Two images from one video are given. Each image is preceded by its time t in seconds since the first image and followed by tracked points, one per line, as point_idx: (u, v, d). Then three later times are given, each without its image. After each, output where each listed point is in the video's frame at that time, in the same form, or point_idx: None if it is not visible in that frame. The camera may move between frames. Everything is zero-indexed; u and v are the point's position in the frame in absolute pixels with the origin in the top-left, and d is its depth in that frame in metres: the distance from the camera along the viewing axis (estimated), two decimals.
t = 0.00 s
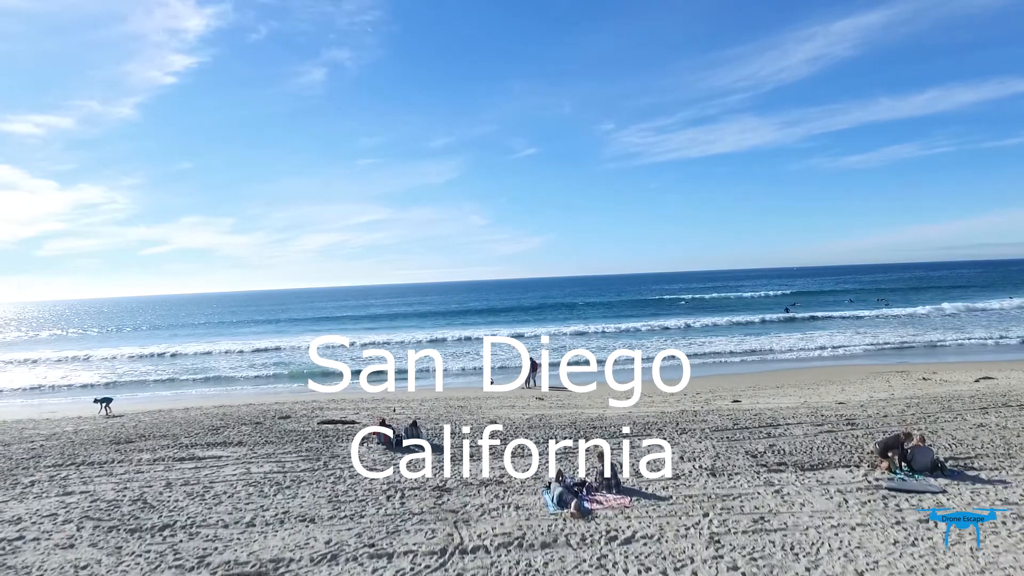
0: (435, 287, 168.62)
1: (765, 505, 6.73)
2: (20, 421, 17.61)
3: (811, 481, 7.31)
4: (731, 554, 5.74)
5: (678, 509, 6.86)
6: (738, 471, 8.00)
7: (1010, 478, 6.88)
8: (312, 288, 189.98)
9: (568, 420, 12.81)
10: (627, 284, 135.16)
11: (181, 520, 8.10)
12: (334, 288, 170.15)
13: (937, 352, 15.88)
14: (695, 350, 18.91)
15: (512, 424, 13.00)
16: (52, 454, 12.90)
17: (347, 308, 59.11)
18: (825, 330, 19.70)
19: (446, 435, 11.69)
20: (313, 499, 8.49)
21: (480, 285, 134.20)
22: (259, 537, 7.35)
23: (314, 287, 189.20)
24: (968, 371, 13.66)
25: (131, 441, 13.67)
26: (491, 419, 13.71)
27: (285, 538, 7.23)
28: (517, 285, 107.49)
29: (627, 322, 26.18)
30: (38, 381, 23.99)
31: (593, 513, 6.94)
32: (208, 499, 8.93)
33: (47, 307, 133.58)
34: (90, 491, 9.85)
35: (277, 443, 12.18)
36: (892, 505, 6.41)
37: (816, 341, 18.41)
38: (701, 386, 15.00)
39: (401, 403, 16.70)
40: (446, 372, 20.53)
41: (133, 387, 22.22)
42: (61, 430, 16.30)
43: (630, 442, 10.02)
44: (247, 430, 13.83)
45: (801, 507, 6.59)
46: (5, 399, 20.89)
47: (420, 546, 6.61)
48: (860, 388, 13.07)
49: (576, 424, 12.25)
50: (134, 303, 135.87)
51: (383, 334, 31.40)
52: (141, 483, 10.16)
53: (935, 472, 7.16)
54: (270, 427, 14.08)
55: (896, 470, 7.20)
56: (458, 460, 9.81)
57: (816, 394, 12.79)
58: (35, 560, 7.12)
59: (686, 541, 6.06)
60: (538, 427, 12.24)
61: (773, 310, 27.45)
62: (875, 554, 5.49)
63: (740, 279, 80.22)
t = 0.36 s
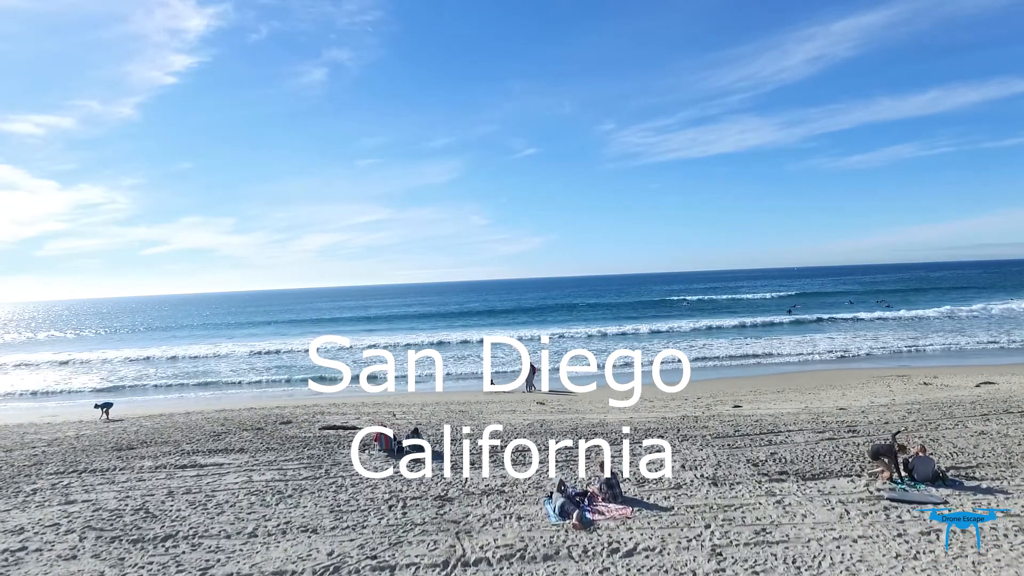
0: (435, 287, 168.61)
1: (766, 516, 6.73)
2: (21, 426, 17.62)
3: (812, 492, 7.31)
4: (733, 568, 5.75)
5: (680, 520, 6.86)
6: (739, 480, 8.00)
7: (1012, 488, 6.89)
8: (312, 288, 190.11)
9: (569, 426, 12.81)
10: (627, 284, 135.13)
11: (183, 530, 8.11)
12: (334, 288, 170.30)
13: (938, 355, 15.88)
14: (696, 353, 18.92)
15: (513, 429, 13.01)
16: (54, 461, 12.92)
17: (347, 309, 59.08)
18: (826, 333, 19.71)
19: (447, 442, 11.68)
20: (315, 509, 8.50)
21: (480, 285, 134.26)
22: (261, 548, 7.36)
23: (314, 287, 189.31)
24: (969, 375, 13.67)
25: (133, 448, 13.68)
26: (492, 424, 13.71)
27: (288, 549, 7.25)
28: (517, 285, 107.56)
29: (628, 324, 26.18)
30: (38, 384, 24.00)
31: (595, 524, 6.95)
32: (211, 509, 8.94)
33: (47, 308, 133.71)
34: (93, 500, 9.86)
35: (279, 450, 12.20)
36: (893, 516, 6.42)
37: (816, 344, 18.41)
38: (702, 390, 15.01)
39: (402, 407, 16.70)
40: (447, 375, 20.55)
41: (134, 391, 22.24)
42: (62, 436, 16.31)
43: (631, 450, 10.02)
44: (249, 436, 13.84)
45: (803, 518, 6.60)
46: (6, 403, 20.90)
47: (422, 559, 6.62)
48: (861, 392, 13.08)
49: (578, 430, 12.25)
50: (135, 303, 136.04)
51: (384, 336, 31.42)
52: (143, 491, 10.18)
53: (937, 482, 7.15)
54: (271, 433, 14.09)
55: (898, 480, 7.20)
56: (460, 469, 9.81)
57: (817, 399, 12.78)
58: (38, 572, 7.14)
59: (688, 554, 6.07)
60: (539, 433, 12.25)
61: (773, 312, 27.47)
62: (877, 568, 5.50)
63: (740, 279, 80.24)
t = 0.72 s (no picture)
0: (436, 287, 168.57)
1: (767, 527, 6.76)
2: (23, 430, 17.66)
3: (812, 501, 7.33)
4: None
5: (681, 530, 6.89)
6: (740, 489, 8.02)
7: (1012, 498, 6.90)
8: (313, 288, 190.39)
9: (570, 431, 12.83)
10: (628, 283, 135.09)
11: (186, 540, 8.14)
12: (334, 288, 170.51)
13: (938, 358, 15.88)
14: (697, 356, 18.93)
15: (514, 435, 13.02)
16: (57, 467, 12.96)
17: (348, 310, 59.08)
18: (827, 336, 19.71)
19: (448, 449, 11.69)
20: (318, 518, 8.53)
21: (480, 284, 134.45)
22: (264, 558, 7.39)
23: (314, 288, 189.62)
24: (969, 379, 13.68)
25: (135, 454, 13.71)
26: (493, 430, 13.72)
27: (290, 559, 7.28)
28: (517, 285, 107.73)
29: (628, 326, 26.18)
30: (40, 388, 24.03)
31: (597, 534, 6.98)
32: (213, 518, 8.97)
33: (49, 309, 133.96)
34: (95, 509, 9.89)
35: (281, 457, 12.22)
36: (893, 527, 6.44)
37: (817, 347, 18.41)
38: (703, 393, 15.02)
39: (403, 412, 16.71)
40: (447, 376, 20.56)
41: (135, 394, 22.26)
42: (64, 441, 16.34)
43: (632, 457, 10.03)
44: (250, 442, 13.87)
45: (803, 528, 6.63)
46: (8, 406, 20.93)
47: (425, 570, 6.65)
48: (861, 397, 13.09)
49: (579, 436, 12.26)
50: (136, 303, 136.29)
51: (384, 337, 31.44)
52: (146, 499, 10.20)
53: (937, 492, 7.16)
54: (273, 439, 14.12)
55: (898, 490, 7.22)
56: (461, 477, 9.82)
57: (818, 404, 12.77)
58: None
59: (688, 565, 6.10)
60: (539, 439, 12.27)
61: (774, 314, 27.48)
62: None
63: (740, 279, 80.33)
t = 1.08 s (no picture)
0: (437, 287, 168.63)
1: (766, 537, 6.79)
2: (25, 435, 17.69)
3: (812, 511, 7.36)
4: None
5: (681, 540, 6.92)
6: (740, 498, 8.05)
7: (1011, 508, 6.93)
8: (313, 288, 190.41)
9: (570, 437, 12.86)
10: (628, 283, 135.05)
11: (189, 549, 8.17)
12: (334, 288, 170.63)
13: (937, 362, 15.90)
14: (697, 359, 18.96)
15: (515, 440, 13.05)
16: (59, 474, 12.99)
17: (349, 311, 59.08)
18: (828, 338, 19.72)
19: (449, 457, 11.71)
20: (319, 528, 8.55)
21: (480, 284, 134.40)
22: (267, 568, 7.42)
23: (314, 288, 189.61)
24: (969, 383, 13.70)
25: (137, 460, 13.74)
26: (493, 435, 13.75)
27: (293, 569, 7.31)
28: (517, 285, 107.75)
29: (629, 328, 26.18)
30: (41, 391, 24.07)
31: (597, 544, 7.00)
32: (216, 526, 9.00)
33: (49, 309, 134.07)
34: (98, 517, 9.92)
35: (282, 463, 12.26)
36: (893, 537, 6.47)
37: (817, 350, 18.43)
38: (703, 397, 15.05)
39: (404, 417, 16.70)
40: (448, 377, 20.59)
41: (136, 397, 22.30)
42: (66, 446, 16.37)
43: (632, 465, 10.05)
44: (252, 448, 13.91)
45: (803, 539, 6.66)
46: (10, 410, 20.97)
47: None
48: (861, 402, 13.11)
49: (579, 441, 12.27)
50: (136, 304, 136.44)
51: (385, 339, 31.49)
52: (148, 507, 10.24)
53: (937, 501, 7.19)
54: (274, 445, 14.14)
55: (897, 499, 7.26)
56: (462, 485, 9.87)
57: (818, 410, 12.78)
58: None
59: None
60: (540, 445, 12.30)
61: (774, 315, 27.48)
62: None
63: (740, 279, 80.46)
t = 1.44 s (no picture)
0: (437, 287, 168.59)
1: (766, 547, 6.80)
2: (26, 439, 17.73)
3: (812, 520, 7.37)
4: None
5: (681, 551, 6.94)
6: (740, 507, 8.07)
7: (1010, 518, 6.95)
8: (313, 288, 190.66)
9: (570, 442, 12.87)
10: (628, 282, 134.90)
11: (190, 559, 8.19)
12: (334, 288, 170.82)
13: (937, 365, 15.91)
14: (697, 362, 18.97)
15: (515, 445, 13.07)
16: (61, 480, 13.01)
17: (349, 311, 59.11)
18: (828, 341, 19.72)
19: (450, 464, 11.72)
20: (320, 536, 8.57)
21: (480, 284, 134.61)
22: None
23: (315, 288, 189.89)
24: (969, 387, 13.71)
25: (138, 466, 13.76)
26: (494, 440, 13.77)
27: None
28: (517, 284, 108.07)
29: (629, 329, 26.18)
30: (42, 394, 24.11)
31: (597, 554, 7.03)
32: (217, 535, 9.02)
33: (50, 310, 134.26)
34: (99, 525, 9.94)
35: (283, 470, 12.28)
36: (892, 548, 6.49)
37: (816, 353, 18.45)
38: (703, 401, 15.07)
39: (404, 421, 16.70)
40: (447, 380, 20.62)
41: (137, 401, 22.33)
42: (67, 450, 16.41)
43: (632, 473, 10.07)
44: (253, 454, 13.94)
45: (802, 549, 6.68)
46: (11, 413, 21.00)
47: None
48: (861, 407, 13.11)
49: (580, 447, 12.29)
50: (137, 304, 136.68)
51: (385, 341, 31.52)
52: (150, 515, 10.26)
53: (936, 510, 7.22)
54: (275, 451, 14.17)
55: (897, 509, 7.29)
56: (462, 492, 9.88)
57: (818, 414, 12.78)
58: None
59: None
60: (540, 451, 12.32)
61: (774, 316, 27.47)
62: None
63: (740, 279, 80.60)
